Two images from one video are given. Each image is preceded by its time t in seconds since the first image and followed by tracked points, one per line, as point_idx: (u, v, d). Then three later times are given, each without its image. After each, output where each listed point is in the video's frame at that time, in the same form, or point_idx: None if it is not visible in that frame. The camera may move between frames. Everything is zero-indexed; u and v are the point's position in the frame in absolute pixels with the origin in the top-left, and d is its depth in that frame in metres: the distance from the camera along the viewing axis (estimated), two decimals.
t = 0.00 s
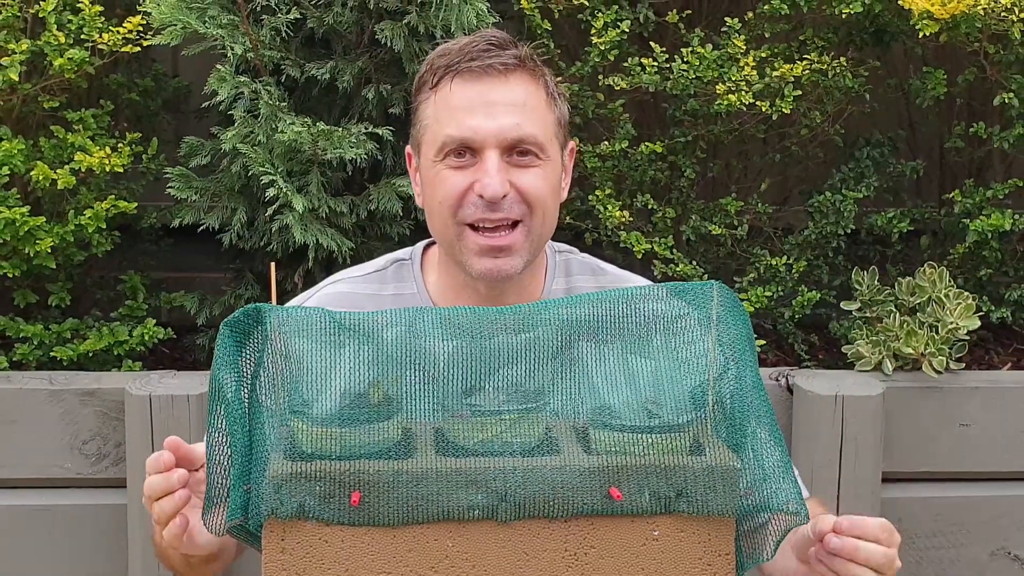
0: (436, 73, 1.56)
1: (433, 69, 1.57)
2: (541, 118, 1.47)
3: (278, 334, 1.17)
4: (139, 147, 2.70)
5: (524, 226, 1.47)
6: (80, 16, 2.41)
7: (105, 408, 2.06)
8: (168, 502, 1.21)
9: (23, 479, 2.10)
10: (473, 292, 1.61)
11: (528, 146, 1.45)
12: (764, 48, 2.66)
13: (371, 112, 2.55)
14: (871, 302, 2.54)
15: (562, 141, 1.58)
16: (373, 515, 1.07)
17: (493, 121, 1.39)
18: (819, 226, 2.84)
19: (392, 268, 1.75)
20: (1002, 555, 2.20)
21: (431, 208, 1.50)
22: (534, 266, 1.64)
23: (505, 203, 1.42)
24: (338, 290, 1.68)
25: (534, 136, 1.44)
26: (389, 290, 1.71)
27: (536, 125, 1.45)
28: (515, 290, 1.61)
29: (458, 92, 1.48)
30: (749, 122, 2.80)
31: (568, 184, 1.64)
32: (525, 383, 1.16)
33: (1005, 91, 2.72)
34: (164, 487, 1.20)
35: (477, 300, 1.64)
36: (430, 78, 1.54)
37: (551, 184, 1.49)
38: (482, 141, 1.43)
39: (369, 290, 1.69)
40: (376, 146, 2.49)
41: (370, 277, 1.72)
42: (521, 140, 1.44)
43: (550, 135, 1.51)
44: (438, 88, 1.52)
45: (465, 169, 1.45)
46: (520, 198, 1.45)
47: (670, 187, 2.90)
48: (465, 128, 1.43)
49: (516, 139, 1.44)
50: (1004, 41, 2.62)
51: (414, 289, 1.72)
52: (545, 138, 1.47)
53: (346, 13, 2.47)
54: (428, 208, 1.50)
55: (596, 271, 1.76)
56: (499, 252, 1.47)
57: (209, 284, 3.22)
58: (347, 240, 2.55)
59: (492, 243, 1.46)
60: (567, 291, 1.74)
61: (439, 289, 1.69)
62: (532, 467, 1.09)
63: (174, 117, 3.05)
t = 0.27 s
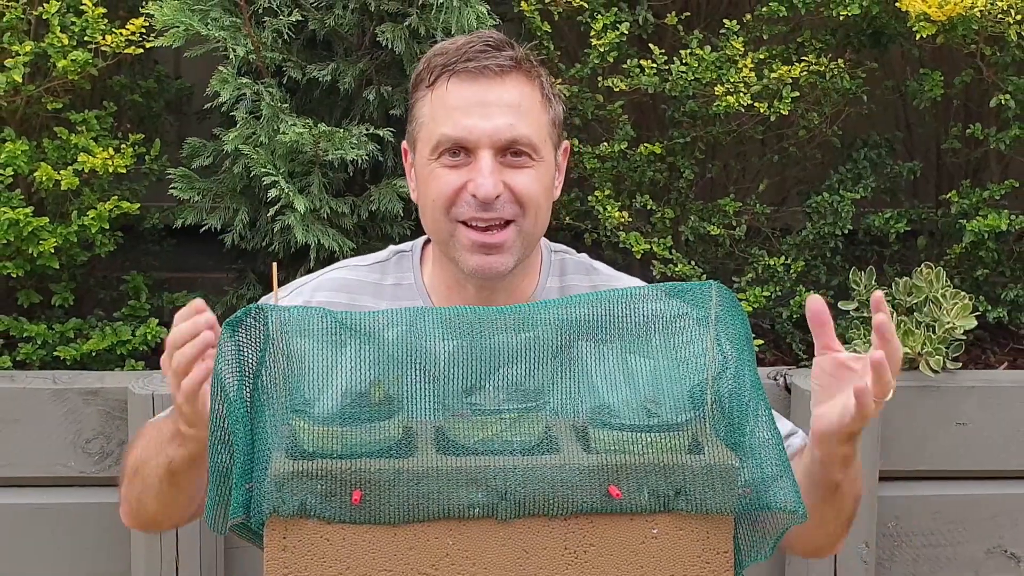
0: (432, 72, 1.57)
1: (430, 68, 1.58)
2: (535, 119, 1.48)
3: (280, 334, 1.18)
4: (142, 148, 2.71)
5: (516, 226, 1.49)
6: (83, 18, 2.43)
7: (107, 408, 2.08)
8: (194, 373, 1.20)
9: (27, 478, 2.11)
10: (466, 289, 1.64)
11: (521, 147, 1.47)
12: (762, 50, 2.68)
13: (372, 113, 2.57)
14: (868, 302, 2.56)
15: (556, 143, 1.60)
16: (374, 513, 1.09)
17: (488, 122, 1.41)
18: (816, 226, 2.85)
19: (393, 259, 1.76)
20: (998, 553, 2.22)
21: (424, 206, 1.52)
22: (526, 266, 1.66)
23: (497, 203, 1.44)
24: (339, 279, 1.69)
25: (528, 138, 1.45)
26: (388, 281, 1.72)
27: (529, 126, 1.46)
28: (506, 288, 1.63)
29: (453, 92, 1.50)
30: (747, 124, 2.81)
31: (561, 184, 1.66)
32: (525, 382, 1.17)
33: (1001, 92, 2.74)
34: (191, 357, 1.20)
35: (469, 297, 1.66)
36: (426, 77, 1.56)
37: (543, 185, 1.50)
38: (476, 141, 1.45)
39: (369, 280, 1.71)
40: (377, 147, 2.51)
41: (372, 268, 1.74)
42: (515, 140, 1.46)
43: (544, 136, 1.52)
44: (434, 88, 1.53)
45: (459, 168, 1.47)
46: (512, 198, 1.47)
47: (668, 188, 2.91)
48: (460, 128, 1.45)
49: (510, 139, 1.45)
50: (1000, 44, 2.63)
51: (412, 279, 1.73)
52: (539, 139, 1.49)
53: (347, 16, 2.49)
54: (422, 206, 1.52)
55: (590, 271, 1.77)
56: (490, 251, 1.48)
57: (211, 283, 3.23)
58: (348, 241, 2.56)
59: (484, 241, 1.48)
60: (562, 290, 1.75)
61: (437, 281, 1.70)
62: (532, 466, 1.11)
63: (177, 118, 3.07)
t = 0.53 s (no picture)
0: (430, 76, 1.59)
1: (428, 72, 1.60)
2: (534, 118, 1.50)
3: (281, 334, 1.19)
4: (145, 149, 2.73)
5: (516, 223, 1.49)
6: (86, 20, 2.44)
7: (110, 407, 2.09)
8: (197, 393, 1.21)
9: (30, 477, 2.13)
10: (466, 290, 1.64)
11: (520, 145, 1.48)
12: (760, 51, 2.69)
13: (373, 114, 2.58)
14: (866, 302, 2.57)
15: (555, 143, 1.61)
16: (375, 511, 1.10)
17: (486, 121, 1.42)
18: (814, 226, 2.87)
19: (392, 267, 1.78)
20: (995, 552, 2.23)
21: (423, 207, 1.53)
22: (526, 267, 1.66)
23: (496, 200, 1.45)
24: (338, 290, 1.70)
25: (527, 136, 1.47)
26: (388, 289, 1.74)
27: (528, 125, 1.48)
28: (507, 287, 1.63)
29: (452, 93, 1.51)
30: (746, 125, 2.83)
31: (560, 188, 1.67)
32: (524, 381, 1.19)
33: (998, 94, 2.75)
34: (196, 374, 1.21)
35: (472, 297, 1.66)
36: (425, 80, 1.57)
37: (543, 184, 1.52)
38: (475, 140, 1.47)
39: (369, 288, 1.72)
40: (378, 148, 2.52)
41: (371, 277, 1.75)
42: (514, 139, 1.47)
43: (543, 136, 1.54)
44: (433, 90, 1.55)
45: (458, 168, 1.48)
46: (512, 195, 1.48)
47: (667, 188, 2.92)
48: (458, 127, 1.46)
49: (509, 138, 1.47)
50: (997, 45, 2.64)
51: (413, 286, 1.74)
52: (538, 139, 1.50)
53: (348, 17, 2.50)
54: (421, 206, 1.53)
55: (590, 270, 1.78)
56: (491, 248, 1.49)
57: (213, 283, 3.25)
58: (349, 241, 2.58)
59: (484, 239, 1.48)
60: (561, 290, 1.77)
61: (437, 286, 1.71)
62: (532, 464, 1.12)
63: (179, 119, 3.08)
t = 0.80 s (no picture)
0: (439, 83, 1.59)
1: (436, 79, 1.60)
2: (544, 128, 1.51)
3: (283, 334, 1.21)
4: (147, 150, 2.74)
5: (529, 233, 1.51)
6: (90, 22, 2.46)
7: (114, 406, 2.11)
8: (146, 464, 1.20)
9: (34, 476, 2.14)
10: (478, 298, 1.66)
11: (530, 157, 1.49)
12: (758, 53, 2.71)
13: (374, 115, 2.59)
14: (864, 301, 2.59)
15: (564, 147, 1.62)
16: (376, 510, 1.12)
17: (497, 136, 1.43)
18: (812, 227, 2.88)
19: (396, 273, 1.80)
20: (991, 550, 2.24)
21: (435, 218, 1.55)
22: (538, 273, 1.68)
23: (509, 214, 1.46)
24: (343, 295, 1.72)
25: (537, 148, 1.48)
26: (393, 295, 1.76)
27: (538, 136, 1.49)
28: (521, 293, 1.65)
29: (461, 103, 1.52)
30: (745, 126, 2.84)
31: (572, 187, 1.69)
32: (524, 381, 1.20)
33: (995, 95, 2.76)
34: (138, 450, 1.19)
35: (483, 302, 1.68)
36: (432, 88, 1.58)
37: (554, 192, 1.53)
38: (486, 153, 1.48)
39: (374, 294, 1.74)
40: (379, 149, 2.53)
41: (374, 282, 1.77)
42: (524, 151, 1.48)
43: (553, 143, 1.55)
44: (441, 99, 1.55)
45: (469, 180, 1.49)
46: (523, 207, 1.49)
47: (666, 189, 2.94)
48: (469, 141, 1.47)
49: (520, 150, 1.48)
50: (994, 47, 2.66)
51: (418, 292, 1.77)
52: (548, 147, 1.52)
53: (350, 19, 2.51)
54: (433, 218, 1.55)
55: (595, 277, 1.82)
56: (505, 259, 1.51)
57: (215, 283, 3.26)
58: (350, 241, 2.59)
59: (497, 250, 1.50)
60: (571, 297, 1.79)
61: (443, 293, 1.73)
62: (532, 463, 1.14)
63: (182, 121, 3.09)
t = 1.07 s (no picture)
0: (452, 91, 1.61)
1: (449, 87, 1.61)
2: (553, 142, 1.52)
3: (285, 334, 1.22)
4: (150, 151, 2.76)
5: (533, 245, 1.52)
6: (92, 24, 2.47)
7: (116, 405, 2.13)
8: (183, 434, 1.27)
9: (38, 474, 2.16)
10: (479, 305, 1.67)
11: (539, 169, 1.50)
12: (757, 55, 2.72)
13: (375, 117, 2.61)
14: (861, 301, 2.60)
15: (572, 161, 1.63)
16: (377, 508, 1.13)
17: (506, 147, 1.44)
18: (810, 228, 2.89)
19: (399, 273, 1.81)
20: (988, 548, 2.25)
21: (441, 225, 1.56)
22: (542, 285, 1.70)
23: (515, 225, 1.47)
24: (348, 294, 1.74)
25: (546, 161, 1.49)
26: (396, 295, 1.77)
27: (548, 149, 1.50)
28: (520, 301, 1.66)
29: (473, 113, 1.53)
30: (743, 127, 2.85)
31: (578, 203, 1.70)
32: (524, 380, 1.22)
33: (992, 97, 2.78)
34: (182, 419, 1.26)
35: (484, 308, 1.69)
36: (445, 96, 1.59)
37: (560, 206, 1.54)
38: (495, 163, 1.49)
39: (378, 295, 1.76)
40: (380, 149, 2.55)
41: (378, 283, 1.79)
42: (533, 163, 1.49)
43: (562, 158, 1.56)
44: (453, 108, 1.57)
45: (477, 189, 1.50)
46: (529, 219, 1.50)
47: (665, 190, 2.95)
48: (479, 151, 1.48)
49: (528, 162, 1.49)
50: (991, 48, 2.67)
51: (420, 295, 1.78)
52: (557, 161, 1.53)
53: (351, 21, 2.52)
54: (439, 224, 1.56)
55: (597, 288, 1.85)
56: (507, 269, 1.52)
57: (217, 284, 3.28)
58: (351, 242, 2.61)
59: (500, 260, 1.51)
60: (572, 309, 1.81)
61: (445, 297, 1.75)
62: (532, 462, 1.15)
63: (184, 122, 3.11)
